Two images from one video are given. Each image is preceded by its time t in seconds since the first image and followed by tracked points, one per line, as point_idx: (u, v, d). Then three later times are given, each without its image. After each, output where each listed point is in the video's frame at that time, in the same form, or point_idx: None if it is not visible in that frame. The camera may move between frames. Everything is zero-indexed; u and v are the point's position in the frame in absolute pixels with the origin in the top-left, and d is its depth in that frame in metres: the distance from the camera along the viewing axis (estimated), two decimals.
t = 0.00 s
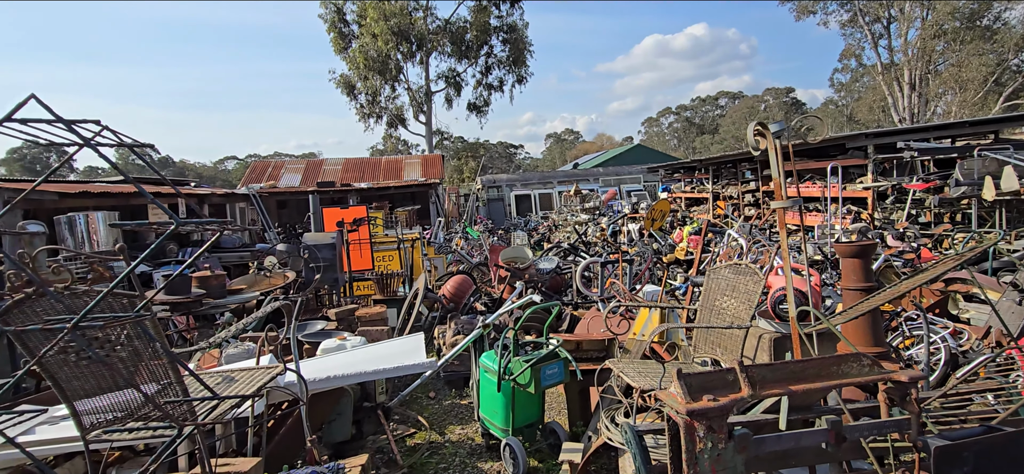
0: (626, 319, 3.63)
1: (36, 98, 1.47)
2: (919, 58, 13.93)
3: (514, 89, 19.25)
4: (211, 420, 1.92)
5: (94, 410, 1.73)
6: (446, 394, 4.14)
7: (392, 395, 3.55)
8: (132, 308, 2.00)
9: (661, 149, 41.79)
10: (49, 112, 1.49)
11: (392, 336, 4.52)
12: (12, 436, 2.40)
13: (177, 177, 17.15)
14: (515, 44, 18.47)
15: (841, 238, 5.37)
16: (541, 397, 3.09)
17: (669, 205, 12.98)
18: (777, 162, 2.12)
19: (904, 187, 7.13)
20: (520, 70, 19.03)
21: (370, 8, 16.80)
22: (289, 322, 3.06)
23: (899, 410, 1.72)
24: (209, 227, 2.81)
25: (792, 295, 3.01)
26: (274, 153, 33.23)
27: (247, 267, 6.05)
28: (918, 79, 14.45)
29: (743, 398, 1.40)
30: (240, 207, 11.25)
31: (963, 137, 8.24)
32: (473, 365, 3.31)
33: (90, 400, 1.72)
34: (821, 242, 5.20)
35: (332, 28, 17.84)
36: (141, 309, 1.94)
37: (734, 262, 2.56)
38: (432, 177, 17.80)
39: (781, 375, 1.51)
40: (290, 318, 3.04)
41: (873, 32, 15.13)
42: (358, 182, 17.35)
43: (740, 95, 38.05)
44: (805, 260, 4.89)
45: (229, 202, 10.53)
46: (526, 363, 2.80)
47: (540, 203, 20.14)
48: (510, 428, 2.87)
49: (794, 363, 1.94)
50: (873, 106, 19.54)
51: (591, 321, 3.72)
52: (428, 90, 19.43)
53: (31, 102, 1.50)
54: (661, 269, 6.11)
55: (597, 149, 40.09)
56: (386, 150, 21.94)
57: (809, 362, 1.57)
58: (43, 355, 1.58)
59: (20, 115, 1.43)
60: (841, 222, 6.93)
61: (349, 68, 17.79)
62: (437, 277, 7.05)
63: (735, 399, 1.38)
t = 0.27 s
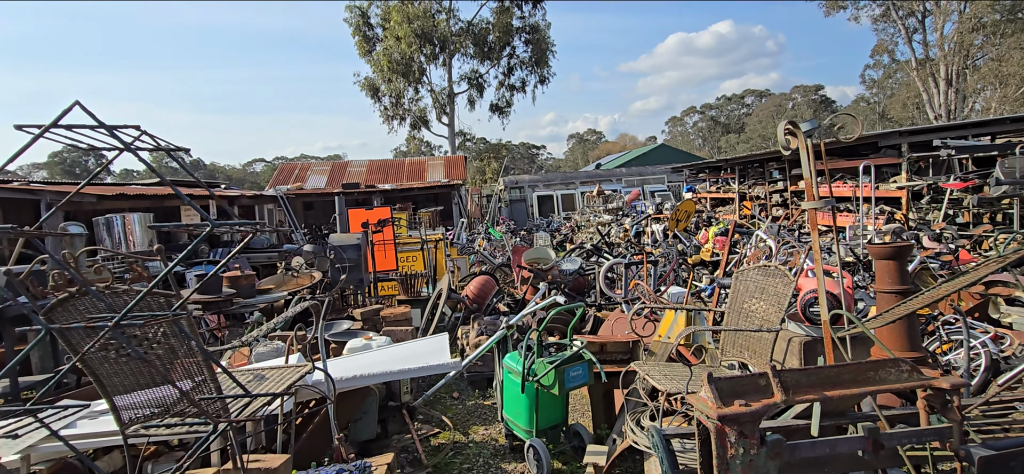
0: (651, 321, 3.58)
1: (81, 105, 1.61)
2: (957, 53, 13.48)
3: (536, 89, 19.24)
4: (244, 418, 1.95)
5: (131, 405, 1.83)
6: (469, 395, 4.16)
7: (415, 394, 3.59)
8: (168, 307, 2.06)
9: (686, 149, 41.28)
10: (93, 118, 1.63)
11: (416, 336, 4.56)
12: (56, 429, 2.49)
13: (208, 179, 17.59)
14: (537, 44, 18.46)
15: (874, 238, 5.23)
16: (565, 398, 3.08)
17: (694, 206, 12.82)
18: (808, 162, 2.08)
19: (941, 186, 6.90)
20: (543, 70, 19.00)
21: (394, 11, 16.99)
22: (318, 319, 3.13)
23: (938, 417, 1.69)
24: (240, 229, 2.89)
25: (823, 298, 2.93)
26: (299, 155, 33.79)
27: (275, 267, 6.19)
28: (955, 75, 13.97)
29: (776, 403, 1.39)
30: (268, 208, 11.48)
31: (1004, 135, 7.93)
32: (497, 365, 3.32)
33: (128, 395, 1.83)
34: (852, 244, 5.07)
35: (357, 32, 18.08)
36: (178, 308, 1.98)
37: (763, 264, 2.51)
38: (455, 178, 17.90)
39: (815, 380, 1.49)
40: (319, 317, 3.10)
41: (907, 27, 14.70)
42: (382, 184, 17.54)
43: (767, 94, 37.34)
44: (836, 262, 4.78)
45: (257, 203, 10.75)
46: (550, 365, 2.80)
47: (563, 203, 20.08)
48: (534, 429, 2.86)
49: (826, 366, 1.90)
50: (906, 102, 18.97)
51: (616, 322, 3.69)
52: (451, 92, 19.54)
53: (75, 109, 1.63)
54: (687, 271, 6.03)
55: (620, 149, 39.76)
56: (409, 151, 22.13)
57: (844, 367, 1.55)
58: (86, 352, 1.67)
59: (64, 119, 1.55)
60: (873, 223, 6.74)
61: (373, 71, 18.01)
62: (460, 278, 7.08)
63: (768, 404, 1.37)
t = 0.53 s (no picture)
0: (673, 324, 3.54)
1: (115, 115, 1.66)
2: (991, 47, 13.07)
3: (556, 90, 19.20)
4: (270, 418, 1.98)
5: (163, 405, 1.87)
6: (489, 397, 4.17)
7: (437, 396, 3.62)
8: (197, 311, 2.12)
9: (707, 149, 40.77)
10: (126, 128, 1.67)
11: (436, 338, 4.59)
12: (90, 427, 2.54)
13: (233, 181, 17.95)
14: (557, 45, 18.43)
15: (903, 240, 5.10)
16: (586, 402, 3.06)
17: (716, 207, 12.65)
18: (835, 165, 2.03)
19: (975, 185, 6.70)
20: (562, 71, 18.95)
21: (414, 15, 17.12)
22: (341, 321, 3.17)
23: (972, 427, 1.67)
24: (265, 232, 2.95)
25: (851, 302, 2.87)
26: (321, 158, 34.24)
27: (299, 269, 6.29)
28: (989, 70, 13.54)
29: (800, 412, 1.49)
30: (292, 211, 11.67)
31: None
32: (517, 368, 3.32)
33: (161, 394, 1.88)
34: (881, 246, 4.94)
35: (378, 36, 18.26)
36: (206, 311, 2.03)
37: (788, 267, 2.47)
38: (475, 179, 17.97)
39: (843, 390, 1.56)
40: (341, 319, 3.13)
41: (939, 21, 14.30)
42: (402, 186, 17.69)
43: (791, 92, 36.67)
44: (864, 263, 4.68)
45: (281, 206, 10.94)
46: (571, 368, 2.79)
47: (583, 205, 20.01)
48: (554, 433, 2.86)
49: (854, 373, 1.87)
50: (938, 99, 18.45)
51: (637, 325, 3.66)
52: (471, 94, 19.60)
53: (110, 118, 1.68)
54: (709, 273, 5.96)
55: (640, 149, 39.44)
56: (429, 154, 22.27)
57: (873, 376, 1.60)
58: (120, 353, 1.72)
59: (101, 129, 1.61)
60: (904, 224, 6.57)
61: (394, 74, 18.17)
62: (480, 280, 7.11)
63: (793, 414, 1.48)
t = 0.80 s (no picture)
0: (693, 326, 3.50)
1: (141, 123, 1.69)
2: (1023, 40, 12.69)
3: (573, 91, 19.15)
4: (291, 420, 2.00)
5: (187, 405, 1.91)
6: (506, 398, 4.18)
7: (455, 397, 3.63)
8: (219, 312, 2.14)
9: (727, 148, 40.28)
10: (151, 136, 1.71)
11: (454, 339, 4.61)
12: (119, 426, 2.60)
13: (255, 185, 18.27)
14: (573, 46, 18.39)
15: (931, 239, 4.98)
16: (604, 404, 3.04)
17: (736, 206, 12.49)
18: (858, 164, 1.99)
19: (1006, 183, 6.51)
20: (579, 72, 18.90)
21: (431, 18, 17.23)
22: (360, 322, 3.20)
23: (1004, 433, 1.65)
24: (286, 236, 2.99)
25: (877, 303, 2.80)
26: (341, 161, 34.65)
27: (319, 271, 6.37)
28: (1021, 63, 13.14)
29: (824, 418, 1.46)
30: (312, 213, 11.83)
31: None
32: (535, 370, 3.32)
33: (184, 395, 1.91)
34: (907, 246, 4.83)
35: (396, 39, 18.42)
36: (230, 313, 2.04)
37: (811, 269, 2.43)
38: (492, 181, 18.01)
39: (868, 395, 1.53)
40: (361, 320, 3.16)
41: (967, 15, 13.93)
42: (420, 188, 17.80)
43: (813, 89, 36.05)
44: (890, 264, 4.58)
45: (301, 209, 11.10)
46: (588, 371, 2.77)
47: (600, 205, 19.92)
48: (572, 435, 2.85)
49: (880, 377, 1.84)
50: (966, 94, 17.97)
51: (656, 327, 3.64)
52: (488, 95, 19.65)
53: (136, 126, 1.72)
54: (729, 274, 5.89)
55: (659, 149, 39.14)
56: (446, 156, 22.39)
57: (900, 381, 1.57)
58: (146, 355, 1.75)
59: (127, 137, 1.65)
60: (931, 223, 6.41)
61: (411, 77, 18.31)
62: (497, 282, 7.12)
63: (816, 419, 1.46)
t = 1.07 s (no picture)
0: (711, 327, 3.46)
1: (163, 128, 1.73)
2: None
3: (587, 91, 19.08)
4: (311, 420, 2.02)
5: (209, 405, 1.93)
6: (523, 400, 4.18)
7: (471, 399, 3.64)
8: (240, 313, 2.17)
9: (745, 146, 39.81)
10: (172, 140, 1.75)
11: (470, 340, 4.63)
12: (142, 426, 2.65)
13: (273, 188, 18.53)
14: (588, 45, 18.32)
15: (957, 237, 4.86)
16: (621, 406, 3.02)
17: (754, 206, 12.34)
18: (881, 161, 1.95)
19: None
20: (594, 72, 18.82)
21: (445, 21, 17.30)
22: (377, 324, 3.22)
23: None
24: (304, 238, 3.03)
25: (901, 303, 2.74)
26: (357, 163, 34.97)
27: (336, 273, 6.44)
28: None
29: (847, 421, 1.44)
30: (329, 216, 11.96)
31: None
32: (551, 371, 3.31)
33: (205, 395, 1.94)
34: (932, 245, 4.73)
35: (410, 42, 18.53)
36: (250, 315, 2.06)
37: (832, 268, 2.38)
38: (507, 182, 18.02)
39: (893, 398, 1.50)
40: (378, 321, 3.18)
41: (994, 7, 13.56)
42: (436, 190, 17.88)
43: (833, 85, 35.46)
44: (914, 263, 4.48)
45: (319, 211, 11.23)
46: (605, 372, 2.76)
47: (616, 205, 19.82)
48: (589, 437, 2.83)
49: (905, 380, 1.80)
50: (993, 88, 17.51)
51: (674, 328, 3.60)
52: (502, 97, 19.67)
53: (159, 132, 1.76)
54: (747, 274, 5.82)
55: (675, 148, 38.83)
56: (461, 157, 22.46)
57: (926, 383, 1.54)
58: (169, 356, 1.78)
59: (150, 142, 1.68)
60: (957, 221, 6.27)
61: (426, 79, 18.40)
62: (513, 283, 7.12)
63: (839, 423, 1.44)
